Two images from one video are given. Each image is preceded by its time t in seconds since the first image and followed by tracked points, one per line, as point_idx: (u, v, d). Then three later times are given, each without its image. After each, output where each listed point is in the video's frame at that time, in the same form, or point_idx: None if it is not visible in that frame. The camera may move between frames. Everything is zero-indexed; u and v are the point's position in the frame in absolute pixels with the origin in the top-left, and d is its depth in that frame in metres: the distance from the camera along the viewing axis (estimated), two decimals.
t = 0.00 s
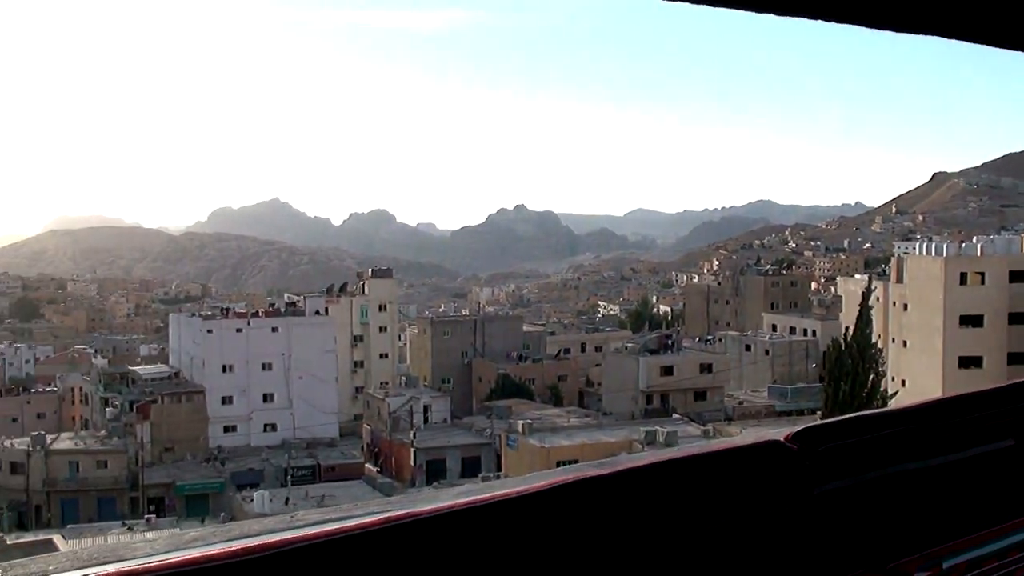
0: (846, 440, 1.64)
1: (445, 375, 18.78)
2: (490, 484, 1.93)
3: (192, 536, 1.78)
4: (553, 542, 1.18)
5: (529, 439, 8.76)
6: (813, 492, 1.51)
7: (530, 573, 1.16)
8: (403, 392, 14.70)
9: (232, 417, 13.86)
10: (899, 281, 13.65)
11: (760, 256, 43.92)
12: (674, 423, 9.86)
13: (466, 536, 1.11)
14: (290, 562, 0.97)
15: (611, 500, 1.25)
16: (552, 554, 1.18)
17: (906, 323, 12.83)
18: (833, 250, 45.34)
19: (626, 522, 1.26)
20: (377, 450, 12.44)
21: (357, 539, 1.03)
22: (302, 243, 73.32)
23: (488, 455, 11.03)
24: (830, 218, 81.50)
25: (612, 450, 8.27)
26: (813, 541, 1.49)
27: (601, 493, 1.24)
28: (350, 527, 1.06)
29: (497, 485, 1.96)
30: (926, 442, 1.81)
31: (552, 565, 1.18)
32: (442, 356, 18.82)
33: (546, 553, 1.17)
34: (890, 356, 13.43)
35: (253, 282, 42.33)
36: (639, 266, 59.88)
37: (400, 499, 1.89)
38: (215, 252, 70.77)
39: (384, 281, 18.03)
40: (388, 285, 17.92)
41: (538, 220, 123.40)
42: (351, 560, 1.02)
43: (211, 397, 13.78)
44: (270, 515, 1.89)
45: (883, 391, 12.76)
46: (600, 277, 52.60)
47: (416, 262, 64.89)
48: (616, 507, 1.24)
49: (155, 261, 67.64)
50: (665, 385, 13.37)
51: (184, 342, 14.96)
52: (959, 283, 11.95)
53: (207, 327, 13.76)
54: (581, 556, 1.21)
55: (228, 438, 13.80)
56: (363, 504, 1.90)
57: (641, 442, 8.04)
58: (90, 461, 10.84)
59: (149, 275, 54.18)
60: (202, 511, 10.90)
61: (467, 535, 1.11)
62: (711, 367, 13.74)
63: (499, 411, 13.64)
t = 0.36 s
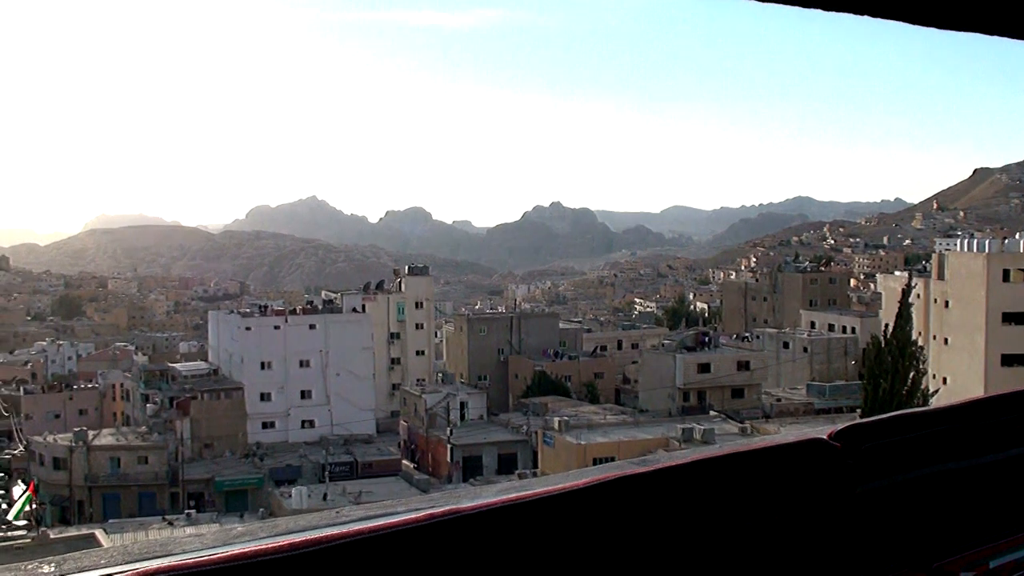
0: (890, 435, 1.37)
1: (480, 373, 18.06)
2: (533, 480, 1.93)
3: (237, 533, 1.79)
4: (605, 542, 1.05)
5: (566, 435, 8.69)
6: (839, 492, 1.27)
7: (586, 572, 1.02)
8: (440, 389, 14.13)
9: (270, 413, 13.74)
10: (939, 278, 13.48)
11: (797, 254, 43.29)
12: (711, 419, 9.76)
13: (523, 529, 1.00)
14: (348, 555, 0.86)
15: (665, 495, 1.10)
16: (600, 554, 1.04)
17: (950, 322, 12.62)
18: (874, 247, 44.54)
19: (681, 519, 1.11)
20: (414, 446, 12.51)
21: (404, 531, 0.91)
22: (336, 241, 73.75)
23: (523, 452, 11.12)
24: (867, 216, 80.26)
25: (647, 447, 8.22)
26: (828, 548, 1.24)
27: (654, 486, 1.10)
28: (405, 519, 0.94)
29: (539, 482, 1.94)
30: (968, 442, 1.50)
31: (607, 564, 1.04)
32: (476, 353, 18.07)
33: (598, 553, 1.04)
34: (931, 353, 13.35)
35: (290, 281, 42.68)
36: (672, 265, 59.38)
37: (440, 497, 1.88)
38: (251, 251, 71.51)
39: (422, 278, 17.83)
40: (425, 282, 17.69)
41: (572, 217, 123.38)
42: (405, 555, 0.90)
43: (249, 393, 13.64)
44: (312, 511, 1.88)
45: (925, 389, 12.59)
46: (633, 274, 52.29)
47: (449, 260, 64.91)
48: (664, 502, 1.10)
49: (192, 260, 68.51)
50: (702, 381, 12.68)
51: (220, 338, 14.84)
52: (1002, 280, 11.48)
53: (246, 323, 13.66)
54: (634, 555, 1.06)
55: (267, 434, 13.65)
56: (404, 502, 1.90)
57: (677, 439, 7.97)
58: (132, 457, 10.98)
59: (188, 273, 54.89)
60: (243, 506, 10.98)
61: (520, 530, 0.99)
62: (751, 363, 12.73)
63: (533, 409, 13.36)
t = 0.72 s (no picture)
0: (929, 434, 1.31)
1: (517, 365, 17.04)
2: (576, 474, 1.93)
3: (287, 523, 1.83)
4: (643, 541, 1.01)
5: (603, 428, 8.57)
6: (876, 489, 1.20)
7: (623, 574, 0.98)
8: (478, 381, 13.85)
9: (309, 404, 13.25)
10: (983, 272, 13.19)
11: (839, 246, 42.33)
12: (748, 414, 9.60)
13: (555, 526, 0.96)
14: (371, 551, 0.83)
15: (702, 493, 1.06)
16: (635, 553, 1.00)
17: (993, 315, 12.43)
18: (916, 240, 43.30)
19: (718, 520, 1.07)
20: (450, 438, 12.20)
21: (428, 530, 0.88)
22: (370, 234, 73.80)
23: (561, 445, 10.86)
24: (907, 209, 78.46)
25: (685, 442, 8.06)
26: (857, 544, 1.17)
27: (690, 482, 1.06)
28: (434, 516, 0.92)
29: (580, 476, 1.94)
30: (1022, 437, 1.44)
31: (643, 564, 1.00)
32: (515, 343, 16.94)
33: (634, 552, 0.99)
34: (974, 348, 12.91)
35: (327, 273, 42.76)
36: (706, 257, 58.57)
37: (483, 490, 1.90)
38: (287, 245, 71.98)
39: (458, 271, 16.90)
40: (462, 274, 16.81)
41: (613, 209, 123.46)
42: (428, 554, 0.87)
43: (287, 385, 13.18)
44: (360, 502, 1.91)
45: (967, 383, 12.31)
46: (668, 267, 51.64)
47: (482, 252, 64.66)
48: (700, 498, 1.05)
49: (230, 253, 69.10)
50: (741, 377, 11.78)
51: (260, 331, 14.43)
52: None
53: (284, 315, 13.23)
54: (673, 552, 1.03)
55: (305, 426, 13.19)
56: (449, 494, 1.92)
57: (714, 434, 7.84)
58: (173, 447, 10.52)
59: (227, 265, 55.35)
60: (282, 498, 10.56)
61: (551, 528, 0.95)
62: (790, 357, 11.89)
63: (570, 402, 12.65)
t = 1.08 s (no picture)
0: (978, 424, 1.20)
1: (547, 357, 16.08)
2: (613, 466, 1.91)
3: (323, 514, 1.83)
4: (626, 537, 0.91)
5: (635, 420, 8.50)
6: (926, 474, 1.09)
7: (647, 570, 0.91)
8: (509, 373, 13.30)
9: (341, 396, 13.03)
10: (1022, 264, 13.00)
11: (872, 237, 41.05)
12: (780, 406, 9.45)
13: (568, 524, 0.89)
14: (368, 548, 0.77)
15: (731, 484, 0.98)
16: (658, 550, 0.92)
17: None
18: (951, 232, 42.30)
19: (751, 516, 0.97)
20: (482, 431, 12.21)
21: (431, 527, 0.82)
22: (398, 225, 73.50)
23: (592, 438, 10.76)
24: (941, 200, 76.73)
25: (715, 435, 8.02)
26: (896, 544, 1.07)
27: (711, 474, 0.98)
28: (443, 512, 0.86)
29: (615, 469, 1.91)
30: None
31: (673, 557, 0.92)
32: (546, 335, 15.98)
33: (656, 547, 0.91)
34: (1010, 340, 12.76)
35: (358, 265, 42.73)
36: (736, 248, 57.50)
37: (521, 481, 1.89)
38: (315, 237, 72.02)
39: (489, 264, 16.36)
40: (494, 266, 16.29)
41: (641, 201, 123.43)
42: (427, 554, 0.81)
43: (319, 376, 12.99)
44: (394, 494, 1.90)
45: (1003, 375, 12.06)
46: (700, 257, 50.53)
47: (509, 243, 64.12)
48: (726, 489, 0.97)
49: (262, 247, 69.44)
50: (773, 369, 11.48)
51: (292, 324, 14.29)
52: None
53: (316, 307, 13.08)
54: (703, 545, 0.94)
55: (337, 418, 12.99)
56: (485, 486, 1.91)
57: (746, 427, 7.81)
58: (206, 438, 10.54)
59: (258, 258, 55.60)
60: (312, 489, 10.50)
61: (562, 524, 0.88)
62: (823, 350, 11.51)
63: (600, 394, 12.47)
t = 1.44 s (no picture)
0: None
1: (579, 350, 15.64)
2: (643, 458, 1.89)
3: (356, 505, 1.82)
4: (689, 537, 0.81)
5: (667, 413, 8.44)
6: (1005, 461, 0.94)
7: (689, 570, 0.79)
8: (541, 364, 12.93)
9: (373, 388, 13.00)
10: None
11: (906, 227, 39.52)
12: (814, 399, 9.29)
13: (597, 518, 0.78)
14: (371, 547, 0.68)
15: (779, 480, 0.85)
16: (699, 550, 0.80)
17: None
18: (990, 223, 41.06)
19: (803, 512, 0.85)
20: (513, 423, 11.86)
21: (445, 522, 0.72)
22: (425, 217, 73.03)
23: (624, 430, 10.45)
24: (976, 190, 74.97)
25: (748, 427, 7.93)
26: (990, 518, 0.92)
27: (760, 467, 0.86)
28: (469, 506, 0.77)
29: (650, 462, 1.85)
30: None
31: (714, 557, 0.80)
32: (577, 327, 15.52)
33: (697, 545, 0.80)
34: None
35: (391, 257, 42.72)
36: (766, 238, 56.13)
37: (553, 472, 1.88)
38: (345, 230, 71.83)
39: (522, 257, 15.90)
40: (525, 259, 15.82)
41: (674, 193, 123.41)
42: (437, 555, 0.71)
43: (351, 368, 12.98)
44: (427, 487, 1.88)
45: None
46: (733, 248, 49.21)
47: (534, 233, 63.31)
48: (772, 481, 0.85)
49: (294, 239, 69.57)
50: (807, 361, 11.13)
51: (323, 316, 14.24)
52: None
53: (348, 300, 13.05)
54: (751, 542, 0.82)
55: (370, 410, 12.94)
56: (515, 477, 1.89)
57: (780, 419, 7.76)
58: (239, 430, 10.48)
59: (290, 250, 55.74)
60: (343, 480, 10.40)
61: (593, 520, 0.77)
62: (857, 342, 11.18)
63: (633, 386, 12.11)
